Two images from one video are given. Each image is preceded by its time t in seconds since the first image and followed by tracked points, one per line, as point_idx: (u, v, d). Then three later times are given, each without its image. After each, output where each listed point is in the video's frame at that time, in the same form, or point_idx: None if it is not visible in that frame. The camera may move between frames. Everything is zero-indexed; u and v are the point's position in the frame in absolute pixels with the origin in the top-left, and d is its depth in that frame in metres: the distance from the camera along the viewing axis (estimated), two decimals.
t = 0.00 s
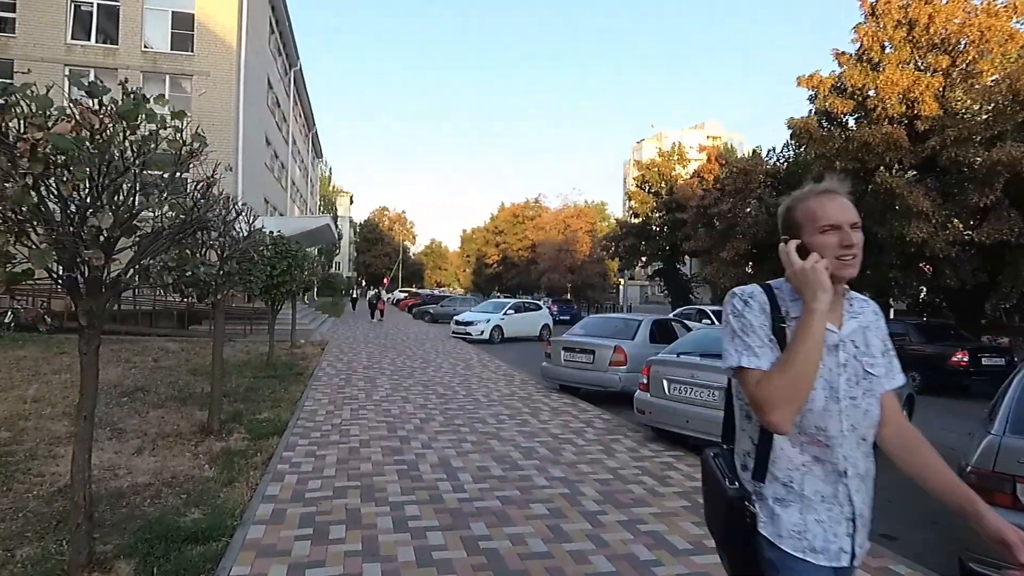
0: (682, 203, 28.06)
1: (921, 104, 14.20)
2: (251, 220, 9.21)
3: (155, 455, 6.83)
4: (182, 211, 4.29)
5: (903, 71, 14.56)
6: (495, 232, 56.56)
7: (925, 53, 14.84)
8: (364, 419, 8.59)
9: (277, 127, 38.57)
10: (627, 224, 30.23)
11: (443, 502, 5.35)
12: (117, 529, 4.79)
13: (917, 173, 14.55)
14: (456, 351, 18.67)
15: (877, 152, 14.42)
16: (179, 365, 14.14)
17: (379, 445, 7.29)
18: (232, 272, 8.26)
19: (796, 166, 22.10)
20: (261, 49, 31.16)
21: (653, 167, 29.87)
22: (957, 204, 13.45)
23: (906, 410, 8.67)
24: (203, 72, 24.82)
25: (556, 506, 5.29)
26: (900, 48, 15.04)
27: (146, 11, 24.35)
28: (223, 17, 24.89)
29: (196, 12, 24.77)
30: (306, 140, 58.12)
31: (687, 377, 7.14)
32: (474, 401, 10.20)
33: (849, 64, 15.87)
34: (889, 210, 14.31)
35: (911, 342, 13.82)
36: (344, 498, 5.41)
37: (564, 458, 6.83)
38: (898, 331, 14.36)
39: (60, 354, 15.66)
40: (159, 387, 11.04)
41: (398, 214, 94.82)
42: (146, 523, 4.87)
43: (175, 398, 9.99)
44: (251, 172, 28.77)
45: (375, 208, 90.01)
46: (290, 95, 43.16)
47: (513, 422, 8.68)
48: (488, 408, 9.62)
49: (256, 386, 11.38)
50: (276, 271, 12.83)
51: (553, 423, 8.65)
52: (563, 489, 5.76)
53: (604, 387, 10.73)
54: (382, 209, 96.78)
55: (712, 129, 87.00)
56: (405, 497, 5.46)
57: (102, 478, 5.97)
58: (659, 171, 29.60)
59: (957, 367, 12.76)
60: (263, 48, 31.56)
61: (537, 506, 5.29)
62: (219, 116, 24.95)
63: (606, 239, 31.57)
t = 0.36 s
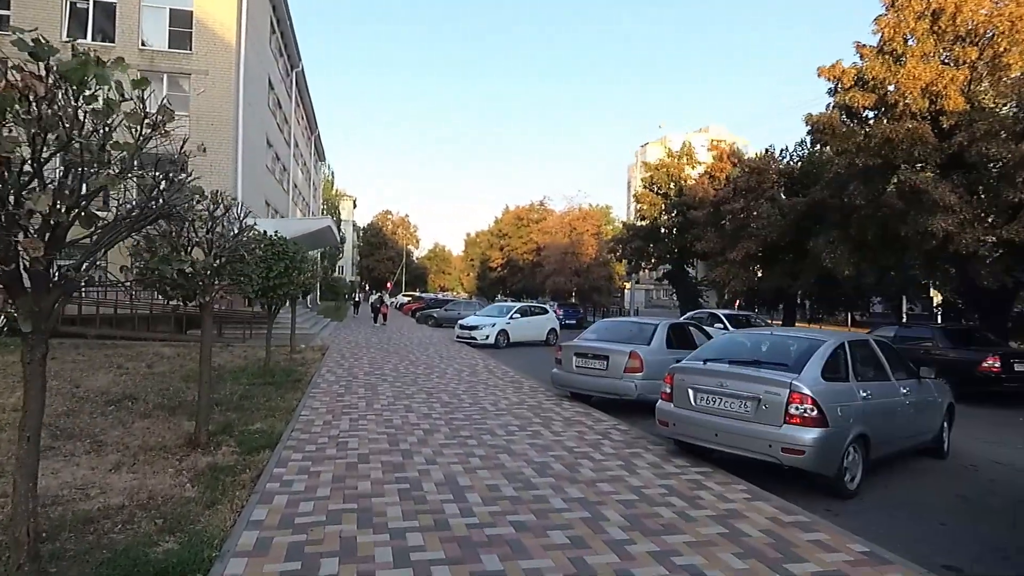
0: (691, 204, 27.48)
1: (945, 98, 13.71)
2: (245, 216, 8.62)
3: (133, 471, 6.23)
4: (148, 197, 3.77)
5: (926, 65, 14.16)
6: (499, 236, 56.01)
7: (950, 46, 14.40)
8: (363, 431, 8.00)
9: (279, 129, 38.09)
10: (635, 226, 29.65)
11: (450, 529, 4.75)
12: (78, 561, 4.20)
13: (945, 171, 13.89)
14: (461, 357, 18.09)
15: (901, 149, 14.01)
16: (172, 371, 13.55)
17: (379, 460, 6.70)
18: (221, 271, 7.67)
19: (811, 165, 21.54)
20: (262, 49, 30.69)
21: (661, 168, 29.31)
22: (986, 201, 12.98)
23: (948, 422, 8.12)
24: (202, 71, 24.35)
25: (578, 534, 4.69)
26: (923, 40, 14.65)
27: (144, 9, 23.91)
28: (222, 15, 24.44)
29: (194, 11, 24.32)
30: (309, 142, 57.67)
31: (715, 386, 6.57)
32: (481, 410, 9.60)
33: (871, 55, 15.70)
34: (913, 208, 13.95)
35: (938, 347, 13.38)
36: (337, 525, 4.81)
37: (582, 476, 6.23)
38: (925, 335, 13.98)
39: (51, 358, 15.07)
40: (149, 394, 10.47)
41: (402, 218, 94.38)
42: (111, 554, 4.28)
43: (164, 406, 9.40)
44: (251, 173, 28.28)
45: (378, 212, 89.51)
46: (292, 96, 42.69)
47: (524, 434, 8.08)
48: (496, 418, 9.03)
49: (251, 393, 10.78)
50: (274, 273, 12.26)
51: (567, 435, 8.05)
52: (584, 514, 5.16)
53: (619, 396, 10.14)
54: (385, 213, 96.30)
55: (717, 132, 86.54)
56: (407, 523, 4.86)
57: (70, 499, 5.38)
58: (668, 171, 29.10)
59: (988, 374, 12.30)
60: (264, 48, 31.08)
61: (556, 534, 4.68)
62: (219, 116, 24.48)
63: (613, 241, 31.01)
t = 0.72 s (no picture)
0: (700, 203, 26.89)
1: (973, 89, 13.26)
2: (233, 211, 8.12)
3: (103, 490, 5.66)
4: (79, 174, 3.19)
5: (953, 53, 13.78)
6: (504, 238, 55.46)
7: (977, 35, 13.96)
8: (359, 442, 7.43)
9: (281, 129, 37.64)
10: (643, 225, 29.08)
11: (450, 560, 4.18)
12: None
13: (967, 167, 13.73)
14: (465, 361, 17.51)
15: (925, 141, 13.63)
16: (164, 376, 12.99)
17: (375, 476, 6.13)
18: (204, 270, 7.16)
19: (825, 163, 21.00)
20: (262, 48, 30.24)
21: (670, 166, 28.73)
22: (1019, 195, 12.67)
23: (990, 431, 7.56)
24: (200, 68, 23.94)
25: (595, 566, 4.11)
26: (947, 28, 14.25)
27: (140, 6, 23.57)
28: (220, 11, 24.05)
29: (192, 7, 23.92)
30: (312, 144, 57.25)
31: (743, 395, 6.04)
32: (485, 418, 9.04)
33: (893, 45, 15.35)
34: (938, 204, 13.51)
35: (966, 348, 12.81)
36: (322, 555, 4.24)
37: (597, 495, 5.65)
38: (951, 336, 13.41)
39: (40, 363, 14.53)
40: (136, 401, 9.91)
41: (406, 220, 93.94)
42: None
43: (148, 415, 8.84)
44: (252, 173, 27.83)
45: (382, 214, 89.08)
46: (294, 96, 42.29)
47: (532, 445, 7.51)
48: (502, 427, 8.47)
49: (243, 400, 10.21)
50: (269, 273, 11.71)
51: (578, 447, 7.48)
52: (602, 539, 4.58)
53: (632, 403, 9.57)
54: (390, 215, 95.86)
55: (723, 134, 85.92)
56: (402, 552, 4.29)
57: (27, 524, 4.82)
58: (677, 170, 28.54)
59: (1020, 377, 11.57)
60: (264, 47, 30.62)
61: (572, 566, 4.11)
62: (218, 115, 24.07)
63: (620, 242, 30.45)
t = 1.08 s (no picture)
0: (709, 202, 26.25)
1: (1001, 79, 12.88)
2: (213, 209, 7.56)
3: (60, 522, 5.07)
4: None
5: (979, 43, 13.43)
6: (508, 238, 54.85)
7: (1004, 23, 13.58)
8: (351, 460, 6.83)
9: (281, 129, 37.10)
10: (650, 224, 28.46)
11: None
12: None
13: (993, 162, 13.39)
14: (468, 365, 16.88)
15: (950, 137, 13.21)
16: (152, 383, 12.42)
17: (366, 501, 5.53)
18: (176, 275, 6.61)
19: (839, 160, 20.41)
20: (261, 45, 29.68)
21: (678, 164, 28.09)
22: None
23: None
24: (195, 65, 23.47)
25: None
26: (973, 16, 13.89)
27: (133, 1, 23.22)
28: (216, 7, 23.59)
29: (187, 3, 23.49)
30: (314, 144, 56.76)
31: (775, 410, 5.42)
32: (488, 431, 8.43)
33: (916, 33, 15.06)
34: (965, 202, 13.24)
35: (993, 352, 12.19)
36: None
37: (613, 524, 5.04)
38: (977, 338, 12.78)
39: (25, 369, 13.97)
40: (117, 413, 9.33)
41: (410, 221, 93.37)
42: None
43: (127, 429, 8.26)
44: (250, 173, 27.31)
45: (385, 215, 88.59)
46: (294, 96, 41.88)
47: (538, 462, 6.90)
48: (506, 441, 7.86)
49: (231, 411, 9.63)
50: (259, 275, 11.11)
51: (589, 464, 6.87)
52: None
53: (646, 413, 8.94)
54: (393, 216, 95.34)
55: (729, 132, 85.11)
56: None
57: None
58: (685, 167, 27.91)
59: None
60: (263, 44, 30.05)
61: None
62: (213, 114, 23.58)
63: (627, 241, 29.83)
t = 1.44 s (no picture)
0: (718, 198, 25.59)
1: None
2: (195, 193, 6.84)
3: (14, 549, 4.48)
4: None
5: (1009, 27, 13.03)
6: (513, 236, 54.25)
7: None
8: (347, 473, 6.24)
9: (281, 126, 36.55)
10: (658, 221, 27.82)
11: None
12: None
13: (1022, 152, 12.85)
14: (473, 366, 16.29)
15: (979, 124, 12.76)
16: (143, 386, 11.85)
17: (361, 522, 4.93)
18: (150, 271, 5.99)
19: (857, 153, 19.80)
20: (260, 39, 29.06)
21: (687, 159, 27.43)
22: None
23: None
24: (191, 59, 22.94)
25: None
26: None
27: None
28: None
29: None
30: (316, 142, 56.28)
31: (822, 420, 4.85)
32: (496, 438, 7.83)
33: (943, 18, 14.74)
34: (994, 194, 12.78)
35: None
36: None
37: (642, 551, 4.43)
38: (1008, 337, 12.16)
39: (12, 371, 13.43)
40: (100, 419, 8.75)
41: (413, 221, 92.84)
42: None
43: (107, 437, 7.67)
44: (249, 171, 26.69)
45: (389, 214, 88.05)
46: (295, 93, 41.33)
47: (552, 475, 6.29)
48: (516, 450, 7.25)
49: (221, 417, 9.04)
50: (252, 273, 10.53)
51: (608, 477, 6.26)
52: None
53: (665, 419, 8.32)
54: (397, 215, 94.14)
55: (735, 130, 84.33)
56: None
57: None
58: (694, 163, 27.23)
59: None
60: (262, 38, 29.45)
61: None
62: (211, 108, 23.01)
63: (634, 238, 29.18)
